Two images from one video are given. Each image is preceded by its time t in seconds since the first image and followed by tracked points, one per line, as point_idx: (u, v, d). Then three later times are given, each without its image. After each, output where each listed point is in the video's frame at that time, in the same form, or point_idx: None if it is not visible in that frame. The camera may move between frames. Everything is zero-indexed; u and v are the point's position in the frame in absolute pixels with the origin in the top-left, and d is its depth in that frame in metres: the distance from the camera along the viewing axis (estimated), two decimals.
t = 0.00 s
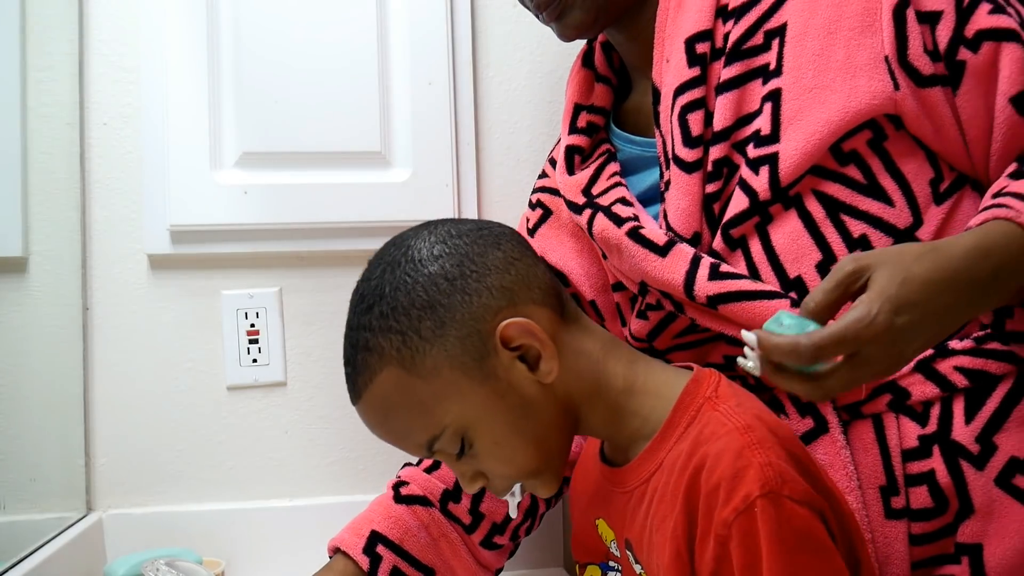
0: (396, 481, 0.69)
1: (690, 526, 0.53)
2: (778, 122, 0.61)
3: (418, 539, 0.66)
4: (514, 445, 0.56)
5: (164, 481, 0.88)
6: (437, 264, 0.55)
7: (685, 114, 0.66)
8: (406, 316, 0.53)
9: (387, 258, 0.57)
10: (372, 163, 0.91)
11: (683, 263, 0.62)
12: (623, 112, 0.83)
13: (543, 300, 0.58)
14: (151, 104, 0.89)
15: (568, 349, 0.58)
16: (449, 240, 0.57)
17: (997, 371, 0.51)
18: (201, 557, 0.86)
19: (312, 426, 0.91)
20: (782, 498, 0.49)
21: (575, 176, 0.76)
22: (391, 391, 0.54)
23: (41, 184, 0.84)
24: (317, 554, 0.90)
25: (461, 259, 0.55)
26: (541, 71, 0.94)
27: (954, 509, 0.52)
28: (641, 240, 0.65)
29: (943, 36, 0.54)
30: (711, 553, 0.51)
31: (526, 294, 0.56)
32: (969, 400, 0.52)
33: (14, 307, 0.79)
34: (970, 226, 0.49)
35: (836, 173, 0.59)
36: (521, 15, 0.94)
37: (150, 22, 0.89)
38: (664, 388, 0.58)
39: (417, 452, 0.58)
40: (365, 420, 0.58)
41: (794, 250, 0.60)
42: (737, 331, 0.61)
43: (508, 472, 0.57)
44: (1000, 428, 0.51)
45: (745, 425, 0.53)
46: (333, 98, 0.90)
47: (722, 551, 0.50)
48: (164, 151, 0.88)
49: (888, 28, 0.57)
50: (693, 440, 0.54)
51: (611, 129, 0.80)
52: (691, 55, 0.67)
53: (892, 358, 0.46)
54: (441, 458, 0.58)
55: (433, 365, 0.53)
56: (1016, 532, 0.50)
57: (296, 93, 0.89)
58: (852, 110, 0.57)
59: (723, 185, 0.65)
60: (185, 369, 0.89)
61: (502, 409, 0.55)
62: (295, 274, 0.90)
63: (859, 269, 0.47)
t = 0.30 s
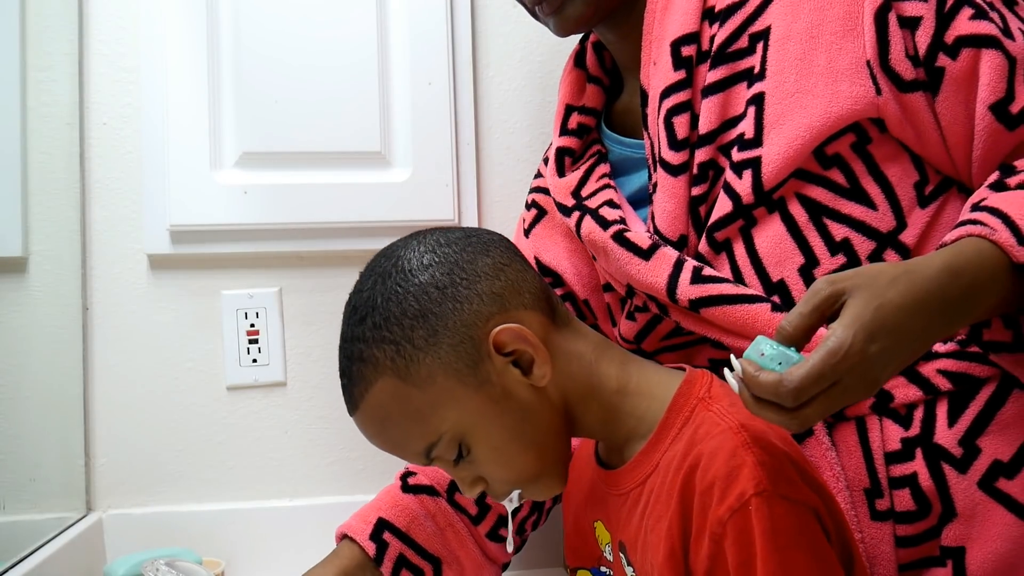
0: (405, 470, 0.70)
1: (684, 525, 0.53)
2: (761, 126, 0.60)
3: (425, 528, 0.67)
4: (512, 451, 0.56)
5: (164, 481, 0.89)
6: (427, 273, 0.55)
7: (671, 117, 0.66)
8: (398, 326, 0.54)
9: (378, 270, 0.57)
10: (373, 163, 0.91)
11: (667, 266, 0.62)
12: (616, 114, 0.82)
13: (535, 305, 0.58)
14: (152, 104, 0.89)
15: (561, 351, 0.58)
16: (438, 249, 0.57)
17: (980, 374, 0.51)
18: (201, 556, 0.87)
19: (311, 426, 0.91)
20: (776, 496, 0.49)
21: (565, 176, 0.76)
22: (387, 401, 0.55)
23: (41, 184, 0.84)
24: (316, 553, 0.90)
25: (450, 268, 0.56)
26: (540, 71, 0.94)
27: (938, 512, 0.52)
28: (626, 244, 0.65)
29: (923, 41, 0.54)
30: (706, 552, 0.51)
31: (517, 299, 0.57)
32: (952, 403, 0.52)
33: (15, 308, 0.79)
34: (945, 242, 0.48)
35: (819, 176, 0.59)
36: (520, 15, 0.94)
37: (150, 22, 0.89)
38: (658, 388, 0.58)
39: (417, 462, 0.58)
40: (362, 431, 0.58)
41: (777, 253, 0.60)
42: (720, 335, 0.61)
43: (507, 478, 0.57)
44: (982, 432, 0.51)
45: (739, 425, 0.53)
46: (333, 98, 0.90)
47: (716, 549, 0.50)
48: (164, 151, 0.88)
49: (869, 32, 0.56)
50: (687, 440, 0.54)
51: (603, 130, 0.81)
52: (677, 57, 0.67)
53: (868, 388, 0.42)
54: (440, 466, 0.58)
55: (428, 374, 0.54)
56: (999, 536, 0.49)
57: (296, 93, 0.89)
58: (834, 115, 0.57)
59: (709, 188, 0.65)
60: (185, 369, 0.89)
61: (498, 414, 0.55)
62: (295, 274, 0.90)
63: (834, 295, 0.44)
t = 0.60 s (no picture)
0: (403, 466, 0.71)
1: (681, 523, 0.53)
2: (760, 126, 0.60)
3: (420, 524, 0.68)
4: (514, 456, 0.56)
5: (164, 481, 0.89)
6: (421, 283, 0.55)
7: (670, 116, 0.66)
8: (396, 337, 0.54)
9: (373, 282, 0.57)
10: (373, 163, 0.91)
11: (666, 265, 0.62)
12: (617, 113, 0.83)
13: (531, 310, 0.58)
14: (152, 104, 0.89)
15: (558, 354, 0.58)
16: (432, 258, 0.57)
17: (979, 374, 0.51)
18: (201, 557, 0.87)
19: (311, 426, 0.91)
20: (772, 494, 0.49)
21: (565, 176, 0.76)
22: (388, 412, 0.55)
23: (41, 184, 0.84)
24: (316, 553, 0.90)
25: (444, 277, 0.55)
26: (540, 71, 0.94)
27: (937, 511, 0.52)
28: (625, 243, 0.65)
29: (923, 41, 0.54)
30: (701, 550, 0.51)
31: (513, 305, 0.57)
32: (952, 402, 0.52)
33: (15, 308, 0.79)
34: (943, 243, 0.47)
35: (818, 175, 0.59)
36: (520, 15, 0.94)
37: (150, 22, 0.89)
38: (656, 387, 0.58)
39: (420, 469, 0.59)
40: (365, 441, 0.58)
41: (776, 253, 0.60)
42: (719, 335, 0.61)
43: (511, 482, 0.57)
44: (981, 431, 0.51)
45: (735, 423, 0.53)
46: (333, 98, 0.90)
47: (711, 547, 0.50)
48: (164, 151, 0.88)
49: (868, 32, 0.56)
50: (684, 439, 0.54)
51: (603, 129, 0.81)
52: (676, 57, 0.67)
53: (864, 390, 0.43)
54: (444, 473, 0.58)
55: (427, 384, 0.54)
56: (999, 536, 0.49)
57: (297, 92, 0.89)
58: (833, 114, 0.57)
59: (708, 187, 0.65)
60: (185, 369, 0.89)
61: (499, 420, 0.55)
62: (295, 274, 0.90)
63: (829, 295, 0.44)
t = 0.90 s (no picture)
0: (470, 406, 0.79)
1: (679, 525, 0.53)
2: (773, 125, 0.61)
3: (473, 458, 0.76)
4: (511, 457, 0.56)
5: (164, 481, 0.89)
6: (418, 285, 0.55)
7: (681, 113, 0.66)
8: (393, 339, 0.54)
9: (370, 283, 0.57)
10: (372, 163, 0.91)
11: (677, 262, 0.62)
12: (623, 107, 0.83)
13: (527, 311, 0.58)
14: (151, 105, 0.89)
15: (556, 356, 0.58)
16: (429, 259, 0.57)
17: (990, 375, 0.51)
18: (201, 557, 0.87)
19: (311, 425, 0.91)
20: (770, 493, 0.49)
21: (574, 172, 0.77)
22: (385, 413, 0.55)
23: (41, 184, 0.84)
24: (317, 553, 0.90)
25: (441, 278, 0.55)
26: (541, 71, 0.94)
27: (945, 512, 0.52)
28: (637, 238, 0.65)
29: (942, 42, 0.54)
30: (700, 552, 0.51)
31: (510, 306, 0.57)
32: (962, 404, 0.52)
33: (15, 309, 0.79)
34: (968, 246, 0.48)
35: (831, 175, 0.59)
36: (521, 15, 0.94)
37: (149, 22, 0.89)
38: (655, 387, 0.58)
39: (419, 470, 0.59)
40: (363, 442, 0.58)
41: (788, 252, 0.60)
42: (729, 333, 0.61)
43: (509, 483, 0.58)
44: (992, 433, 0.51)
45: (733, 423, 0.53)
46: (333, 98, 0.90)
47: (710, 548, 0.50)
48: (164, 151, 0.88)
49: (885, 32, 0.57)
50: (683, 440, 0.54)
51: (611, 125, 0.81)
52: (688, 53, 0.67)
53: (906, 399, 0.44)
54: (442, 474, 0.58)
55: (424, 385, 0.54)
56: (1007, 536, 0.50)
57: (296, 92, 0.89)
58: (849, 115, 0.57)
59: (718, 184, 0.65)
60: (185, 369, 0.89)
61: (496, 421, 0.55)
62: (295, 274, 0.90)
63: (861, 309, 0.45)
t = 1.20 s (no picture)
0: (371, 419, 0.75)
1: (679, 524, 0.53)
2: (784, 119, 0.61)
3: (387, 482, 0.71)
4: (511, 456, 0.56)
5: (164, 481, 0.88)
6: (418, 284, 0.55)
7: (691, 109, 0.66)
8: (393, 338, 0.54)
9: (370, 283, 0.57)
10: (372, 163, 0.91)
11: (685, 258, 0.62)
12: (630, 106, 0.83)
13: (527, 311, 0.58)
14: (152, 105, 0.89)
15: (555, 355, 0.58)
16: (428, 259, 0.57)
17: (998, 370, 0.51)
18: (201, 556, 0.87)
19: (311, 425, 0.91)
20: (769, 492, 0.49)
21: (580, 169, 0.76)
22: (386, 413, 0.55)
23: (42, 182, 0.83)
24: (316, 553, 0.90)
25: (440, 277, 0.55)
26: (540, 71, 0.94)
27: (953, 509, 0.52)
28: (643, 236, 0.65)
29: (950, 34, 0.54)
30: (699, 551, 0.51)
31: (509, 305, 0.57)
32: (970, 399, 0.52)
33: (16, 309, 0.78)
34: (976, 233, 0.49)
35: (840, 168, 0.60)
36: (520, 16, 0.94)
37: (150, 22, 0.89)
38: (654, 387, 0.58)
39: (420, 469, 0.59)
40: (364, 441, 0.59)
41: (797, 246, 0.60)
42: (738, 329, 0.61)
43: (509, 482, 0.58)
44: (1000, 429, 0.51)
45: (732, 422, 0.53)
46: (333, 98, 0.90)
47: (709, 547, 0.50)
48: (164, 151, 0.88)
49: (894, 26, 0.57)
50: (683, 439, 0.54)
51: (618, 123, 0.81)
52: (698, 49, 0.67)
53: (914, 381, 0.45)
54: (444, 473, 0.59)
55: (424, 384, 0.54)
56: (1014, 533, 0.50)
57: (296, 92, 0.89)
58: (858, 108, 0.57)
59: (728, 179, 0.65)
60: (185, 369, 0.89)
61: (496, 420, 0.55)
62: (295, 273, 0.90)
63: (868, 292, 0.46)
